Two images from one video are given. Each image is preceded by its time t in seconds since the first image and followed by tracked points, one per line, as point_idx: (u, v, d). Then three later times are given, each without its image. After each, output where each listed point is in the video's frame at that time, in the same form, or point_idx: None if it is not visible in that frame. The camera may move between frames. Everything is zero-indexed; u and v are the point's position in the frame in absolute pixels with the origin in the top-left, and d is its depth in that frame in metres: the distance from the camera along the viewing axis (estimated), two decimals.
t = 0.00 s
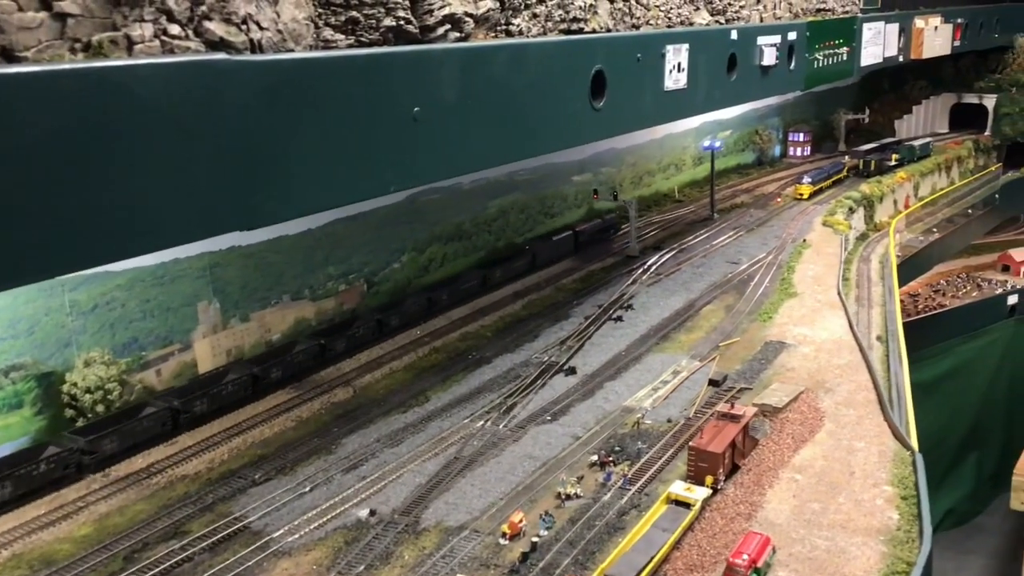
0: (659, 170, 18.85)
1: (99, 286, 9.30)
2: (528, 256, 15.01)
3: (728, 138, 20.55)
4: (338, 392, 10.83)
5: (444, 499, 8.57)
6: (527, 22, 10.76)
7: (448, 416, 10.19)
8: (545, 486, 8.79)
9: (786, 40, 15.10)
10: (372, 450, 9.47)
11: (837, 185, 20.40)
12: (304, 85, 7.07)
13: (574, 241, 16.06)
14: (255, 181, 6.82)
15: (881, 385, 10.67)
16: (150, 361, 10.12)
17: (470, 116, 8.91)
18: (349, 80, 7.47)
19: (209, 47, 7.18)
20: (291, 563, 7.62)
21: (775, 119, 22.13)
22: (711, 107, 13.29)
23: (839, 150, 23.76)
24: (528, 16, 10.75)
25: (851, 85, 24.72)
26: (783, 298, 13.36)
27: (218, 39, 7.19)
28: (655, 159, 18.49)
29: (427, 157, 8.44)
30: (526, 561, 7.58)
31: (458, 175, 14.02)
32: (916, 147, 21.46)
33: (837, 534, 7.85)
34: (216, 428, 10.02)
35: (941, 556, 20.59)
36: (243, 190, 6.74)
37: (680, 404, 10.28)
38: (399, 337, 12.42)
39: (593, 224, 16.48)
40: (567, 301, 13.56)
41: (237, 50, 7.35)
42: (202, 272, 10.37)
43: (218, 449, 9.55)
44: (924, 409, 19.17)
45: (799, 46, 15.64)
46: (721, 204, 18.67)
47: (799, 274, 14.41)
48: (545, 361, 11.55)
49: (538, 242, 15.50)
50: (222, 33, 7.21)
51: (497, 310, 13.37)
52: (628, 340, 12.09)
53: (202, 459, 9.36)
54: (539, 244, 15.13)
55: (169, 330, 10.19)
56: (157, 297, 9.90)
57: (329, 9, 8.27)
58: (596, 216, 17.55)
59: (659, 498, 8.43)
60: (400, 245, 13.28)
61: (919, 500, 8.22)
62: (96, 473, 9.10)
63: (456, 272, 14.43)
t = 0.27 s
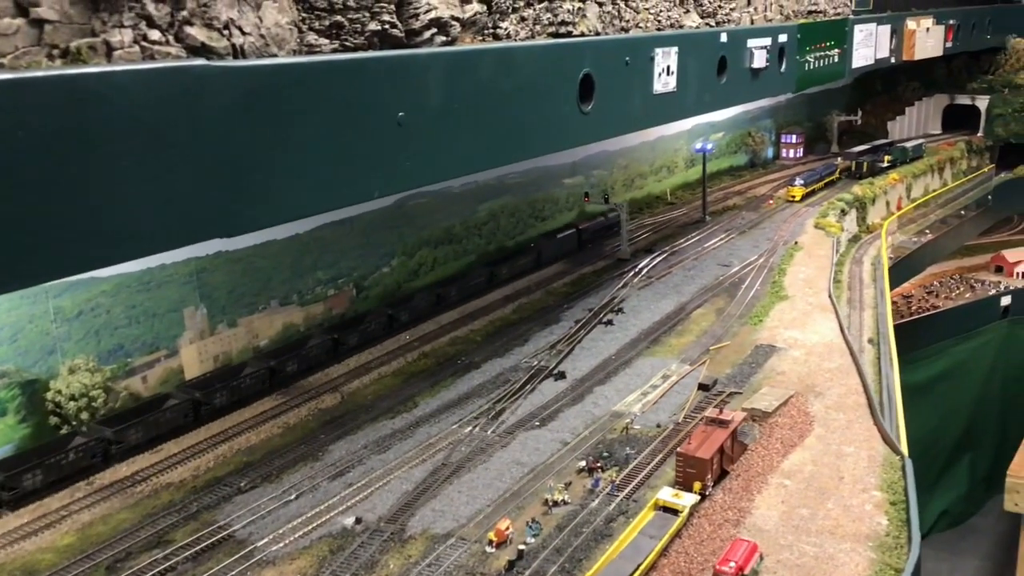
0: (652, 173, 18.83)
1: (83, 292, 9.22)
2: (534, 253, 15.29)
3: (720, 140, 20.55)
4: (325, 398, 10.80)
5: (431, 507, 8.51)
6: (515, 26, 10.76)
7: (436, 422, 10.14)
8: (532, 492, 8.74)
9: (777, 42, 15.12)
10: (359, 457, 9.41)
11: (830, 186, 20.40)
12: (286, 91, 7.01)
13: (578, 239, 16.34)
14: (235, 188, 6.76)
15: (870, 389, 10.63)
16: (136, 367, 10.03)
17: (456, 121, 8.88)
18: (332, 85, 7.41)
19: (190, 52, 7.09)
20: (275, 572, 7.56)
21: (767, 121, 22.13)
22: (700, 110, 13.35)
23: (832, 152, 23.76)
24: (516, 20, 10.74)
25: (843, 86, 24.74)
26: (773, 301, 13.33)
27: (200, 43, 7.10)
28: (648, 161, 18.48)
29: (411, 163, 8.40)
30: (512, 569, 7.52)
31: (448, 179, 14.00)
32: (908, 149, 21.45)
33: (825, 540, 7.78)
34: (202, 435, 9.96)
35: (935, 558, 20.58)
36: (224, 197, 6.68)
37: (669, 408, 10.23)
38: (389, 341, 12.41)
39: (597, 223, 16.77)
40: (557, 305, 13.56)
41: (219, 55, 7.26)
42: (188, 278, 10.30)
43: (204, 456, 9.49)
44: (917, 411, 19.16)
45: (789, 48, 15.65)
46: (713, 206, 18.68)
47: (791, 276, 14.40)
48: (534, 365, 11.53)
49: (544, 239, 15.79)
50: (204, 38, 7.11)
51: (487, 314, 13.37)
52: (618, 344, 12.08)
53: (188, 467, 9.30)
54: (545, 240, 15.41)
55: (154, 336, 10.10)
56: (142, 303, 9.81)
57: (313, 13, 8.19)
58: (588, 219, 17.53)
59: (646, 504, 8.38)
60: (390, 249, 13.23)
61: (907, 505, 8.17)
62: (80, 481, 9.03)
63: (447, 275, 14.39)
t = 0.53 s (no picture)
0: (644, 175, 18.80)
1: (66, 297, 9.13)
2: (537, 250, 15.60)
3: (713, 142, 20.53)
4: (312, 403, 10.76)
5: (416, 513, 8.43)
6: (502, 28, 10.74)
7: (423, 426, 10.09)
8: (518, 497, 8.67)
9: (767, 44, 15.10)
10: (344, 462, 9.35)
11: (823, 188, 20.39)
12: (266, 93, 6.96)
13: (581, 237, 16.63)
14: (215, 192, 6.69)
15: (860, 392, 10.58)
16: (120, 373, 9.92)
17: (440, 124, 8.84)
18: (314, 88, 7.36)
19: (169, 55, 7.01)
20: None
21: (760, 123, 22.12)
22: (690, 113, 13.36)
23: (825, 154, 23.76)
24: (503, 22, 10.72)
25: (836, 88, 24.76)
26: (764, 304, 13.30)
27: (179, 46, 7.02)
28: (640, 164, 18.46)
29: (395, 166, 8.35)
30: None
31: (438, 182, 13.95)
32: (901, 151, 21.43)
33: (812, 545, 7.71)
34: (185, 441, 9.89)
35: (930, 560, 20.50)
36: (203, 201, 6.60)
37: (658, 412, 10.18)
38: (377, 345, 12.39)
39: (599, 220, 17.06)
40: (547, 308, 13.56)
41: (199, 58, 7.18)
42: (173, 282, 10.21)
43: (187, 463, 9.42)
44: (909, 413, 19.14)
45: (780, 50, 15.63)
46: (705, 209, 18.67)
47: (782, 278, 14.38)
48: (522, 369, 11.50)
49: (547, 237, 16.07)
50: (183, 41, 7.05)
51: (476, 318, 13.36)
52: (607, 347, 12.05)
53: (171, 473, 9.24)
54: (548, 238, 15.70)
55: (139, 340, 10.00)
56: (126, 307, 9.70)
57: (296, 16, 8.11)
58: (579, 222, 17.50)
59: (632, 509, 8.31)
60: (379, 252, 13.16)
61: (895, 510, 8.11)
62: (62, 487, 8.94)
63: (438, 278, 14.33)
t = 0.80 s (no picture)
0: (636, 178, 18.78)
1: (49, 301, 9.00)
2: (542, 248, 15.85)
3: (705, 145, 20.51)
4: (297, 407, 10.70)
5: (399, 519, 8.36)
6: (489, 31, 10.71)
7: (408, 431, 10.03)
8: (502, 503, 8.60)
9: (758, 47, 15.07)
10: (328, 468, 9.28)
11: (815, 191, 20.36)
12: (246, 97, 6.91)
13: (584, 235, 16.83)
14: (194, 195, 6.63)
15: (848, 397, 10.53)
16: (103, 377, 9.77)
17: (424, 127, 8.81)
18: (294, 91, 7.32)
19: (146, 58, 6.87)
20: None
21: (753, 126, 22.10)
22: (679, 116, 13.35)
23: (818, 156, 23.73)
24: (490, 25, 10.68)
25: (829, 92, 24.77)
26: (754, 307, 13.26)
27: (157, 49, 6.88)
28: (632, 167, 18.44)
29: (378, 169, 8.31)
30: None
31: (427, 185, 13.91)
32: (894, 153, 21.41)
33: (796, 551, 7.58)
34: (168, 445, 9.82)
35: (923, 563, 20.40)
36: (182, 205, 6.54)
37: (645, 417, 10.13)
38: (364, 349, 12.34)
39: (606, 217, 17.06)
40: (536, 312, 13.52)
41: (177, 60, 7.04)
42: (158, 286, 10.11)
43: (170, 468, 9.35)
44: (902, 416, 19.09)
45: (771, 53, 15.61)
46: (697, 212, 18.67)
47: (772, 281, 14.34)
48: (510, 374, 11.45)
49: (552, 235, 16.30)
50: (161, 44, 6.91)
51: (465, 321, 13.32)
52: (595, 351, 12.01)
53: (152, 478, 9.16)
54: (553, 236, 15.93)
55: (122, 344, 9.86)
56: (109, 311, 9.58)
57: (278, 18, 8.06)
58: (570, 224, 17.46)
59: (616, 515, 8.22)
60: (368, 256, 13.10)
61: (881, 515, 7.97)
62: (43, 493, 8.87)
63: (427, 282, 14.28)
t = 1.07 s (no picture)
0: (626, 182, 18.76)
1: (26, 306, 8.93)
2: (545, 246, 16.11)
3: (695, 149, 20.49)
4: (278, 413, 10.62)
5: (377, 526, 8.28)
6: (472, 34, 10.67)
7: (389, 437, 9.95)
8: (482, 510, 8.51)
9: (746, 51, 15.05)
10: (308, 475, 9.19)
11: (805, 196, 20.35)
12: (218, 101, 6.83)
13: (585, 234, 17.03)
14: (164, 200, 6.53)
15: (834, 402, 10.46)
16: (82, 383, 9.63)
17: (402, 131, 8.76)
18: (269, 96, 7.25)
19: (119, 61, 6.72)
20: None
21: (743, 130, 22.10)
22: (667, 120, 13.32)
23: (809, 161, 23.71)
24: (473, 28, 10.64)
25: (820, 96, 24.79)
26: (741, 312, 13.21)
27: (130, 51, 6.72)
28: (621, 171, 18.43)
29: (355, 173, 8.25)
30: None
31: (414, 189, 13.85)
32: (884, 158, 21.39)
33: (778, 558, 7.45)
34: (147, 452, 9.73)
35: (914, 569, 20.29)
36: (151, 210, 6.45)
37: (628, 422, 10.06)
38: (348, 354, 12.26)
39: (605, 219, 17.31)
40: (522, 317, 13.46)
41: (151, 64, 6.89)
42: (138, 291, 10.00)
43: (148, 475, 9.26)
44: (892, 421, 19.02)
45: (759, 58, 15.58)
46: (686, 216, 18.65)
47: (760, 286, 14.30)
48: (494, 379, 11.38)
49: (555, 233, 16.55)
50: (133, 47, 6.75)
51: (450, 326, 13.26)
52: (580, 356, 11.95)
53: (130, 485, 9.07)
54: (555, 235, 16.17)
55: (101, 350, 9.72)
56: (88, 316, 9.44)
57: (254, 21, 8.01)
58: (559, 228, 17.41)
59: (597, 522, 8.12)
60: (353, 260, 13.03)
61: (863, 522, 7.88)
62: (18, 501, 8.78)
63: (414, 286, 14.21)
